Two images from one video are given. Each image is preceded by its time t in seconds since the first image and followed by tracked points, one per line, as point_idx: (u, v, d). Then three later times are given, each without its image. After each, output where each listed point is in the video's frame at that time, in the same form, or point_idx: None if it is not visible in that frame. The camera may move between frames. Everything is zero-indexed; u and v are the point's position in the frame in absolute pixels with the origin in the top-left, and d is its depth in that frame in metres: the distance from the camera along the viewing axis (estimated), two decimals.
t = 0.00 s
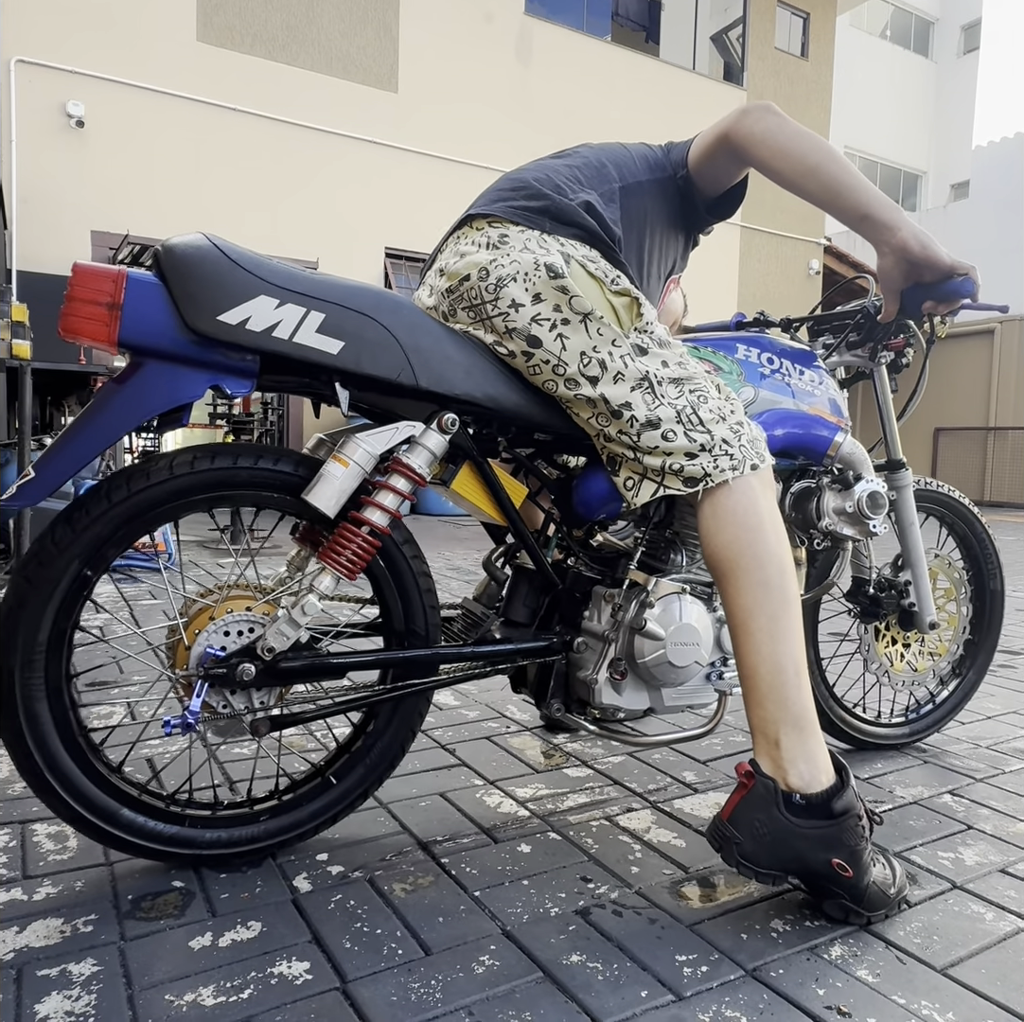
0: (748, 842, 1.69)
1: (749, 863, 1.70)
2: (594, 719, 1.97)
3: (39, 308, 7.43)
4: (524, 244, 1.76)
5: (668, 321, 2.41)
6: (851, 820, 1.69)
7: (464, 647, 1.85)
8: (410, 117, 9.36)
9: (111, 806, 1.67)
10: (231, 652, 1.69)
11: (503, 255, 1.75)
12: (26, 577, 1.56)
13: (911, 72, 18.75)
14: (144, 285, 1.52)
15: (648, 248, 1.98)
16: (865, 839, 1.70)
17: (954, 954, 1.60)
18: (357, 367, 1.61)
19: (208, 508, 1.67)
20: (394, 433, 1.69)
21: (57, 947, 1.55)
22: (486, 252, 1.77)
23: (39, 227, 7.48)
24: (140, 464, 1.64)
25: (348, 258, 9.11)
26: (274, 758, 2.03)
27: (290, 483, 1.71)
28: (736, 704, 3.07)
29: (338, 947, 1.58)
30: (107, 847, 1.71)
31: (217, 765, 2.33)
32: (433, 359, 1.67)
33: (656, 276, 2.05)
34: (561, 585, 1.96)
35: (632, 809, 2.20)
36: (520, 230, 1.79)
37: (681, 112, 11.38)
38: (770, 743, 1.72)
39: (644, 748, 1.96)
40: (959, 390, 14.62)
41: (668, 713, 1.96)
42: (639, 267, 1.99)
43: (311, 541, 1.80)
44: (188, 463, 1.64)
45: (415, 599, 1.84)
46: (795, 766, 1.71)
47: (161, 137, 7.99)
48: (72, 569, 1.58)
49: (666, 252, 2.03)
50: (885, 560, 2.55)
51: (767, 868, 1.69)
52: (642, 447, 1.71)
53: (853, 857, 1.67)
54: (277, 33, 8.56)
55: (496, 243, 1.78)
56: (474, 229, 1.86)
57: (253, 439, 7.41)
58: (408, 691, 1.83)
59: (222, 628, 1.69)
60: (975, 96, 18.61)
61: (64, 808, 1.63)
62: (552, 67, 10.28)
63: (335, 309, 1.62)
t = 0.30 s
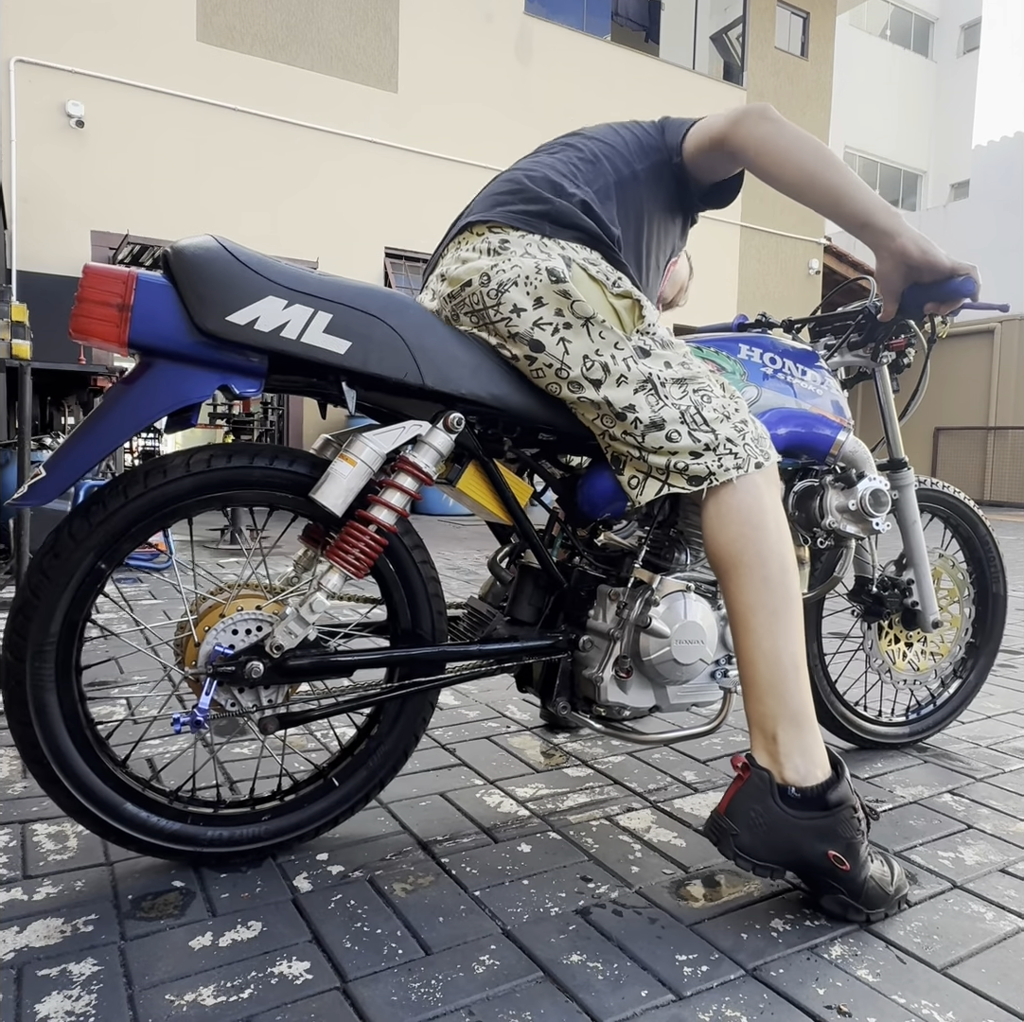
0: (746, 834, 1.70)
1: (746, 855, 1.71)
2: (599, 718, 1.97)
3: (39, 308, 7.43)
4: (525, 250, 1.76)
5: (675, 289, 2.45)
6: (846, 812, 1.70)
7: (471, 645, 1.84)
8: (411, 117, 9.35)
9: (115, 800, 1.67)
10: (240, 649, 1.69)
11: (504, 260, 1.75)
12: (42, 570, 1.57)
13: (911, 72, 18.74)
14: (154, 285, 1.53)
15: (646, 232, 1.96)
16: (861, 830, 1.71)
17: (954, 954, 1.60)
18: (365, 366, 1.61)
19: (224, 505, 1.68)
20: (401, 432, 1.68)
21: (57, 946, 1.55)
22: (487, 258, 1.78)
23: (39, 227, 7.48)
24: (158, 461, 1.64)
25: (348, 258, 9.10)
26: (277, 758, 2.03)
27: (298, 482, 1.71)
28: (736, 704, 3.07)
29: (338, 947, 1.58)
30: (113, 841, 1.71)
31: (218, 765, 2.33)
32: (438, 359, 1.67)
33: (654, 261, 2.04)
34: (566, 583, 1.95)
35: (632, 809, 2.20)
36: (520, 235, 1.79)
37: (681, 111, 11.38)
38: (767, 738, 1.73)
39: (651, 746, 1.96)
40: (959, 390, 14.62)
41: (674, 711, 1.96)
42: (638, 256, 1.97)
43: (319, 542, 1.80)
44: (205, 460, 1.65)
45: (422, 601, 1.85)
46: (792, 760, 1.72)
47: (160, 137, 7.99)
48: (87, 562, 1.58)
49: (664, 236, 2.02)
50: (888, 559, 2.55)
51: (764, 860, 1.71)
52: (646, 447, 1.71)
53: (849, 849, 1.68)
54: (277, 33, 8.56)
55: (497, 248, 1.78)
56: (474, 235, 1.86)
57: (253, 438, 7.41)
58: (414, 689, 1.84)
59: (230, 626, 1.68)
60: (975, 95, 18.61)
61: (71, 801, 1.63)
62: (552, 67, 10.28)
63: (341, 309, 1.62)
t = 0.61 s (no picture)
0: (727, 817, 1.75)
1: (729, 839, 1.76)
2: (600, 717, 1.97)
3: (39, 308, 7.43)
4: (506, 265, 1.75)
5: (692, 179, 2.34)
6: (826, 798, 1.73)
7: (471, 645, 1.84)
8: (411, 117, 9.35)
9: (116, 799, 1.67)
10: (241, 649, 1.69)
11: (486, 276, 1.74)
12: (44, 570, 1.57)
13: (911, 72, 18.74)
14: (155, 285, 1.53)
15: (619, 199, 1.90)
16: (846, 815, 1.75)
17: (953, 953, 1.60)
18: (365, 366, 1.61)
19: (226, 505, 1.68)
20: (401, 432, 1.68)
21: (57, 947, 1.55)
22: (469, 277, 1.76)
23: (40, 227, 7.48)
24: (160, 460, 1.64)
25: (347, 258, 9.10)
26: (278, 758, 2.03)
27: (299, 482, 1.71)
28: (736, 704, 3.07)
29: (338, 947, 1.58)
30: (114, 840, 1.71)
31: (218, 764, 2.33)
32: (438, 359, 1.67)
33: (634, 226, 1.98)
34: (567, 583, 1.95)
35: (632, 809, 2.20)
36: (500, 252, 1.77)
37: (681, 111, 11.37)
38: (754, 729, 1.77)
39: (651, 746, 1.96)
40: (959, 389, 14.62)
41: (674, 711, 1.96)
42: (613, 226, 1.92)
43: (319, 542, 1.80)
44: (206, 461, 1.65)
45: (423, 601, 1.85)
46: (777, 753, 1.75)
47: (160, 137, 7.98)
48: (89, 561, 1.58)
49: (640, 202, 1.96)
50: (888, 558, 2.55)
51: (746, 844, 1.76)
52: (643, 450, 1.71)
53: (833, 836, 1.72)
54: (277, 33, 8.56)
55: (478, 267, 1.77)
56: (451, 259, 1.85)
57: (253, 438, 7.40)
58: (415, 688, 1.84)
59: (231, 626, 1.68)
60: (975, 95, 18.61)
61: (72, 801, 1.63)
62: (552, 66, 10.28)
63: (342, 309, 1.62)
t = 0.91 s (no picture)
0: (718, 810, 1.78)
1: (720, 831, 1.78)
2: (596, 716, 1.97)
3: (39, 309, 7.44)
4: (497, 274, 1.74)
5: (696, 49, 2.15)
6: (816, 792, 1.74)
7: (466, 644, 1.84)
8: (411, 116, 9.35)
9: (113, 802, 1.67)
10: (236, 648, 1.69)
11: (476, 285, 1.73)
12: (36, 573, 1.57)
13: (911, 72, 18.74)
14: (149, 286, 1.53)
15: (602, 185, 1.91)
16: (837, 812, 1.75)
17: (954, 953, 1.60)
18: (359, 366, 1.61)
19: (217, 506, 1.68)
20: (396, 431, 1.68)
21: (57, 947, 1.55)
22: (459, 285, 1.76)
23: (40, 227, 7.49)
24: (150, 461, 1.64)
25: (347, 258, 9.10)
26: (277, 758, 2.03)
27: (295, 482, 1.71)
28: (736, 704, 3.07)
29: (338, 947, 1.58)
30: (110, 843, 1.71)
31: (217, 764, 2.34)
32: (433, 359, 1.67)
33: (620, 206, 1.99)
34: (562, 583, 1.94)
35: (632, 809, 2.20)
36: (492, 262, 1.77)
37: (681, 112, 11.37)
38: (748, 726, 1.79)
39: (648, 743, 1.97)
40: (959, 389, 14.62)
41: (670, 710, 1.96)
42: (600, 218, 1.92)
43: (315, 542, 1.80)
44: (198, 461, 1.65)
45: (418, 599, 1.85)
46: (770, 750, 1.77)
47: (159, 137, 7.98)
48: (81, 564, 1.58)
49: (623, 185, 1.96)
50: (884, 557, 2.55)
51: (738, 836, 1.77)
52: (638, 453, 1.72)
53: (823, 829, 1.74)
54: (276, 33, 8.56)
55: (469, 276, 1.76)
56: (441, 269, 1.84)
57: (253, 438, 7.40)
58: (411, 687, 1.84)
59: (227, 625, 1.69)
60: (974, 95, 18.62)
61: (69, 805, 1.63)
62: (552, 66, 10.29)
63: (337, 309, 1.62)
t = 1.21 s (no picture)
0: (712, 793, 1.83)
1: (713, 813, 1.84)
2: (601, 715, 1.96)
3: (39, 309, 7.44)
4: (489, 282, 1.74)
5: None
6: (808, 779, 1.77)
7: (472, 643, 1.84)
8: (410, 117, 9.35)
9: (117, 798, 1.67)
10: (242, 647, 1.69)
11: (468, 292, 1.73)
12: (48, 567, 1.57)
13: (911, 71, 18.74)
14: (158, 290, 1.53)
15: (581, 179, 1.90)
16: (830, 799, 1.77)
17: (954, 953, 1.60)
18: (365, 367, 1.61)
19: (228, 505, 1.68)
20: (401, 430, 1.69)
21: (57, 947, 1.55)
22: (452, 294, 1.76)
23: (40, 228, 7.49)
24: (166, 459, 1.64)
25: (347, 258, 9.10)
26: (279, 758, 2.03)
27: (297, 482, 1.71)
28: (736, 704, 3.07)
29: (338, 947, 1.58)
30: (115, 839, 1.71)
31: (218, 765, 2.34)
32: (437, 360, 1.68)
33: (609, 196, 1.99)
34: (565, 583, 1.94)
35: (632, 809, 2.20)
36: (484, 270, 1.77)
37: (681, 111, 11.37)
38: (744, 716, 1.82)
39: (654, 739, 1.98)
40: (959, 389, 14.62)
41: (674, 708, 1.96)
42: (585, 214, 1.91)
43: (319, 543, 1.80)
44: (211, 461, 1.65)
45: (423, 598, 1.84)
46: (764, 739, 1.80)
47: (158, 137, 7.98)
48: (93, 559, 1.58)
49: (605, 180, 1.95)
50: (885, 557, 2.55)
51: (731, 821, 1.82)
52: (642, 449, 1.73)
53: (816, 814, 1.77)
54: (276, 33, 8.56)
55: (461, 284, 1.77)
56: (434, 282, 1.83)
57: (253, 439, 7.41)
58: (418, 685, 1.84)
59: (234, 625, 1.68)
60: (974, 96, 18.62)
61: (74, 800, 1.63)
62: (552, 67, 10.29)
63: (343, 310, 1.62)
